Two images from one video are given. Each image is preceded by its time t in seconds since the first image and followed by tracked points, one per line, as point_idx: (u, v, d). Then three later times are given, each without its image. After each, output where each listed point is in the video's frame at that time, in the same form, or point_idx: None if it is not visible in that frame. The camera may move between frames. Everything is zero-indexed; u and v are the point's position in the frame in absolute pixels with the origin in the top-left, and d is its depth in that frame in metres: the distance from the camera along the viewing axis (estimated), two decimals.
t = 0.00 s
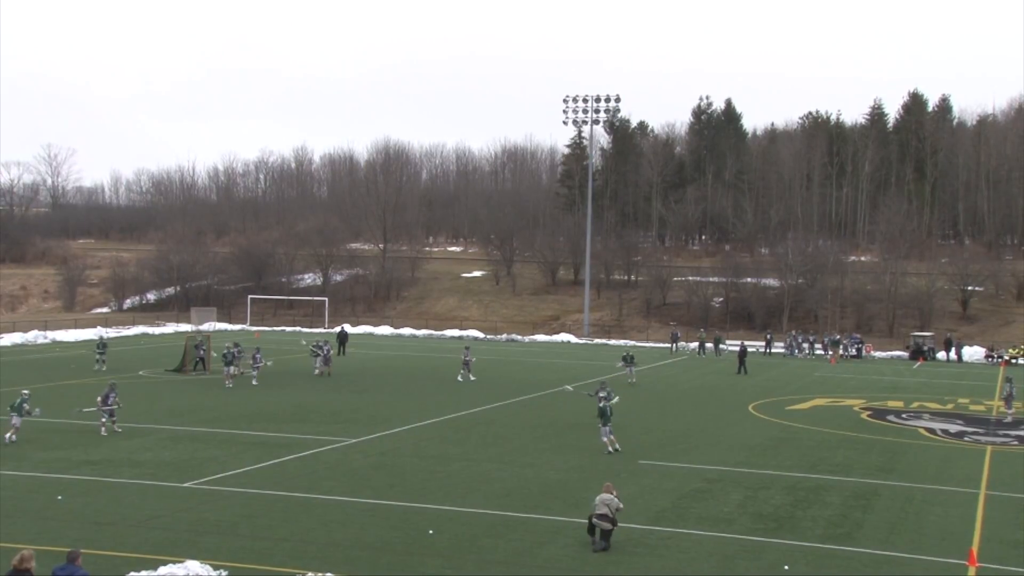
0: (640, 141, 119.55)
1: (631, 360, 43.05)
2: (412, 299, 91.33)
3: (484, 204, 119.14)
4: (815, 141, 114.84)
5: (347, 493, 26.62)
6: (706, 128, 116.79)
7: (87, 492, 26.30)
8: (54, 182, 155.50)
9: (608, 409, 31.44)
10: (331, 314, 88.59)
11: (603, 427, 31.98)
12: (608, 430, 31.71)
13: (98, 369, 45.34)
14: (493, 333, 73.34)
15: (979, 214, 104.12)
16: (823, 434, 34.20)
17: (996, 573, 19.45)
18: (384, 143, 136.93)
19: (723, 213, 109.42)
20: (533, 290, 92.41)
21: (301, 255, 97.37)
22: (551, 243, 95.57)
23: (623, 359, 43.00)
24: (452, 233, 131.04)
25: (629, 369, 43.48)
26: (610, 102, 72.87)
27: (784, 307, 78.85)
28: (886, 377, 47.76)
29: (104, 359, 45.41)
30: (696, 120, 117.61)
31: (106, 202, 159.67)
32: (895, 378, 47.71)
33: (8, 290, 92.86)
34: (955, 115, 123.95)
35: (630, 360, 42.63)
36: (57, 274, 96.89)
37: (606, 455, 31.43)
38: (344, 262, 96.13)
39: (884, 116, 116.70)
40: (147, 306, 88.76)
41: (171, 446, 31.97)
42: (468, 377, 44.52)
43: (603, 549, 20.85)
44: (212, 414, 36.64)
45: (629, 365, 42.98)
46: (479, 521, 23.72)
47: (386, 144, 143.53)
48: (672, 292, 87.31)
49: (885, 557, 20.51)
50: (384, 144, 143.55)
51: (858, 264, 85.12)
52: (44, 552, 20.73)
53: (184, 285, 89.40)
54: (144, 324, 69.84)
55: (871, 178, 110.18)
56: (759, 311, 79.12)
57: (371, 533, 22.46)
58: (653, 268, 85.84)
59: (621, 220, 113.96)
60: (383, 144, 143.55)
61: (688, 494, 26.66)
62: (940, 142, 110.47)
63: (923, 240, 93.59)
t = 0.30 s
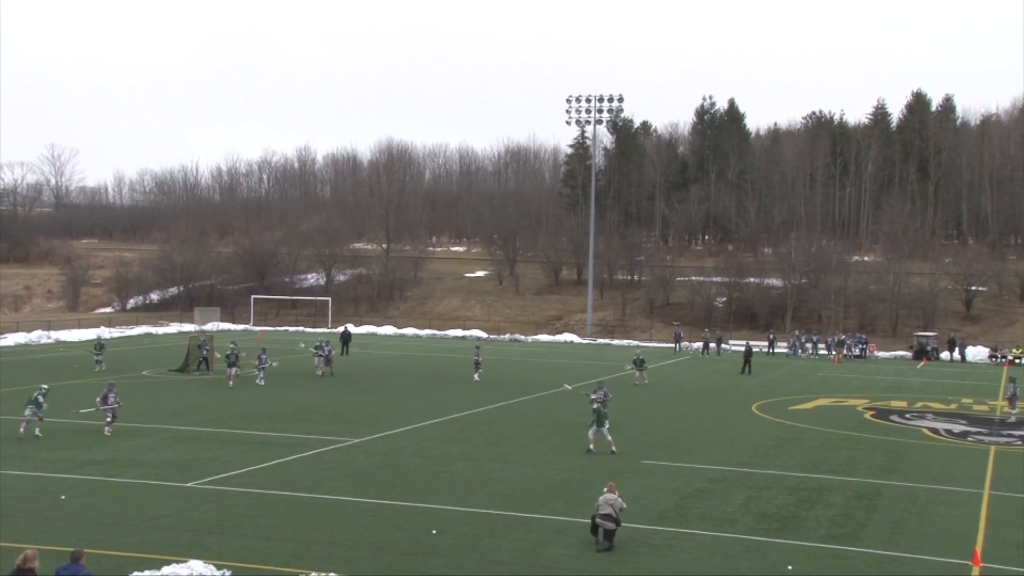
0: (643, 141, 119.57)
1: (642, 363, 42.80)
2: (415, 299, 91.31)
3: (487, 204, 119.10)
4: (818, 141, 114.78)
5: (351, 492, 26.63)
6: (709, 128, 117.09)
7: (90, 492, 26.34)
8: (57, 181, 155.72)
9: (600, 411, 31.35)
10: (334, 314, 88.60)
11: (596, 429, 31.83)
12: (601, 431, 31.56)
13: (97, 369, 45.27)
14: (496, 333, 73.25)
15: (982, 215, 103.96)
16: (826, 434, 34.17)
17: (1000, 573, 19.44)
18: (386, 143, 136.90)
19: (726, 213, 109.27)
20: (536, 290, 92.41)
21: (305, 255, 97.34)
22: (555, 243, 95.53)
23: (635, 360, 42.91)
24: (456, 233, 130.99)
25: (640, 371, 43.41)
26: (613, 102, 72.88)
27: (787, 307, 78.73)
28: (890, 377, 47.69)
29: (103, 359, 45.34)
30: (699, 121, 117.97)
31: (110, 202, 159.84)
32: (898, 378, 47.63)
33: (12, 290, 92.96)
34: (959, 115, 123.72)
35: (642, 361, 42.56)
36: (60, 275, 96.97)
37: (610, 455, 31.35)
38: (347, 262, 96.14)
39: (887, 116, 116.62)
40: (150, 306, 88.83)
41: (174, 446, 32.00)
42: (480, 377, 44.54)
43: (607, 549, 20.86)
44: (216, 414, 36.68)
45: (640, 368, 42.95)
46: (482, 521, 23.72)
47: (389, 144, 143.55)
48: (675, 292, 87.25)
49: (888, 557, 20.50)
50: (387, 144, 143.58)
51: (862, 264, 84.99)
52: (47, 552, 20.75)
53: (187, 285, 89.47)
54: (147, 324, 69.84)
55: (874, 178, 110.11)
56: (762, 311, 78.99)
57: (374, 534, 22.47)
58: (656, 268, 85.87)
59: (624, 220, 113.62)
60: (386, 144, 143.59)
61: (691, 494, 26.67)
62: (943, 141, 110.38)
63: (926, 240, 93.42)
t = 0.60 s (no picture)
0: (649, 140, 119.56)
1: (650, 363, 42.79)
2: (421, 299, 91.33)
3: (492, 205, 119.07)
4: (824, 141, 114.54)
5: (356, 492, 26.66)
6: (715, 128, 117.63)
7: (96, 492, 26.38)
8: (63, 181, 156.12)
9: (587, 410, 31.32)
10: (339, 314, 88.66)
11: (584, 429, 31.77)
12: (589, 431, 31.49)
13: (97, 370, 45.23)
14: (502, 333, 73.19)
15: (989, 214, 103.59)
16: (831, 434, 34.12)
17: (1006, 573, 19.39)
18: (392, 143, 136.91)
19: (732, 213, 109.04)
20: (541, 290, 92.45)
21: (311, 255, 97.42)
22: (560, 242, 95.56)
23: (643, 360, 42.82)
24: (461, 233, 131.05)
25: (648, 371, 43.34)
26: (619, 101, 72.91)
27: (793, 307, 78.56)
28: (895, 377, 47.60)
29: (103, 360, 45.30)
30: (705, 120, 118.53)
31: (116, 202, 160.08)
32: (904, 378, 47.54)
33: (18, 290, 93.22)
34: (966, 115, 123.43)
35: (650, 361, 42.50)
36: (67, 275, 97.17)
37: (614, 456, 31.33)
38: (352, 262, 96.22)
39: (893, 115, 116.40)
40: (156, 306, 89.01)
41: (179, 445, 32.04)
42: (491, 377, 44.59)
43: (612, 549, 20.85)
44: (222, 414, 36.70)
45: (649, 368, 42.92)
46: (488, 521, 23.73)
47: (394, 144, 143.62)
48: (680, 292, 87.15)
49: (894, 558, 20.46)
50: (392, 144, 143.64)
51: (868, 264, 84.81)
52: (54, 552, 20.79)
53: (193, 285, 89.60)
54: (153, 324, 69.91)
55: (880, 177, 109.90)
56: (768, 311, 78.79)
57: (379, 533, 22.48)
58: (661, 268, 85.98)
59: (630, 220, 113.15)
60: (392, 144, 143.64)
61: (696, 494, 26.64)
62: (950, 141, 110.08)
63: (933, 240, 93.19)
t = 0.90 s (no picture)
0: (655, 140, 119.31)
1: (655, 362, 42.80)
2: (427, 299, 91.33)
3: (498, 204, 118.97)
4: (831, 140, 114.23)
5: (362, 492, 26.68)
6: (721, 128, 117.10)
7: (103, 491, 26.43)
8: (71, 181, 156.45)
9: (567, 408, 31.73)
10: (345, 314, 88.70)
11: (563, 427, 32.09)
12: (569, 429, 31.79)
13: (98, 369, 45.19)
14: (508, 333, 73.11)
15: (996, 214, 103.20)
16: (838, 434, 34.06)
17: (1014, 574, 19.36)
18: (398, 143, 136.91)
19: (739, 213, 108.73)
20: (547, 290, 92.36)
21: (317, 255, 97.43)
22: (566, 242, 95.51)
23: (647, 360, 42.95)
24: (467, 233, 131.03)
25: (651, 370, 43.39)
26: (624, 101, 72.76)
27: (799, 307, 78.40)
28: (903, 377, 47.51)
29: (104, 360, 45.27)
30: (710, 121, 117.77)
31: (123, 202, 160.32)
32: (911, 377, 47.43)
33: (25, 290, 93.40)
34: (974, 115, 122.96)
35: (654, 361, 42.55)
36: (74, 275, 97.32)
37: (620, 456, 31.31)
38: (358, 262, 96.22)
39: (900, 115, 116.03)
40: (163, 306, 89.16)
41: (186, 445, 32.09)
42: (502, 377, 44.55)
43: (618, 549, 20.84)
44: (228, 414, 36.73)
45: (653, 367, 43.07)
46: (494, 521, 23.72)
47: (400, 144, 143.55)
48: (686, 292, 87.05)
49: (901, 558, 20.43)
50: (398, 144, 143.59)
51: (875, 264, 84.52)
52: (62, 552, 20.84)
53: (199, 285, 89.68)
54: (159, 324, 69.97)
55: (887, 177, 109.63)
56: (774, 311, 78.64)
57: (385, 533, 22.49)
58: (667, 268, 85.83)
59: (636, 220, 113.17)
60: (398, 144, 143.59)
61: (703, 494, 26.61)
62: (957, 141, 109.72)
63: (940, 240, 92.87)
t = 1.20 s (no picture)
0: (663, 140, 119.21)
1: (660, 361, 42.75)
2: (435, 299, 91.43)
3: (506, 204, 118.95)
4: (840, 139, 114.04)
5: (371, 492, 26.72)
6: (730, 128, 117.30)
7: (113, 490, 26.53)
8: (80, 181, 156.86)
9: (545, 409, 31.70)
10: (354, 314, 88.80)
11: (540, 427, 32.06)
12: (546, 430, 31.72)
13: (102, 370, 45.15)
14: (516, 333, 73.09)
15: (1007, 214, 102.83)
16: (847, 435, 34.00)
17: None
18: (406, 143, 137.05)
19: (747, 213, 108.54)
20: (556, 290, 92.34)
21: (326, 255, 97.50)
22: (575, 242, 95.49)
23: (651, 360, 42.82)
24: (476, 233, 131.09)
25: (655, 370, 43.24)
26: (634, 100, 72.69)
27: (808, 307, 78.28)
28: (913, 377, 47.41)
29: (108, 360, 45.24)
30: (719, 121, 118.24)
31: (132, 202, 160.80)
32: (920, 378, 47.39)
33: (35, 291, 93.68)
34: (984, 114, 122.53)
35: (658, 361, 42.45)
36: (83, 275, 97.58)
37: (627, 457, 31.27)
38: (367, 262, 96.29)
39: (910, 115, 115.77)
40: (172, 306, 89.39)
41: (195, 445, 32.16)
42: (519, 377, 44.44)
43: (627, 549, 20.83)
44: (236, 414, 36.79)
45: (656, 367, 42.96)
46: (502, 521, 23.73)
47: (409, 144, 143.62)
48: (695, 292, 86.97)
49: (911, 558, 20.40)
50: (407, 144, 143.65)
51: (884, 264, 84.28)
52: (72, 550, 20.93)
53: (208, 285, 89.86)
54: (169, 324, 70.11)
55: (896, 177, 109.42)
56: (784, 311, 78.53)
57: (394, 533, 22.53)
58: (675, 268, 85.77)
59: (644, 219, 113.20)
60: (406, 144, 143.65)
61: (712, 494, 26.59)
62: (967, 141, 109.39)
63: (950, 240, 92.60)
